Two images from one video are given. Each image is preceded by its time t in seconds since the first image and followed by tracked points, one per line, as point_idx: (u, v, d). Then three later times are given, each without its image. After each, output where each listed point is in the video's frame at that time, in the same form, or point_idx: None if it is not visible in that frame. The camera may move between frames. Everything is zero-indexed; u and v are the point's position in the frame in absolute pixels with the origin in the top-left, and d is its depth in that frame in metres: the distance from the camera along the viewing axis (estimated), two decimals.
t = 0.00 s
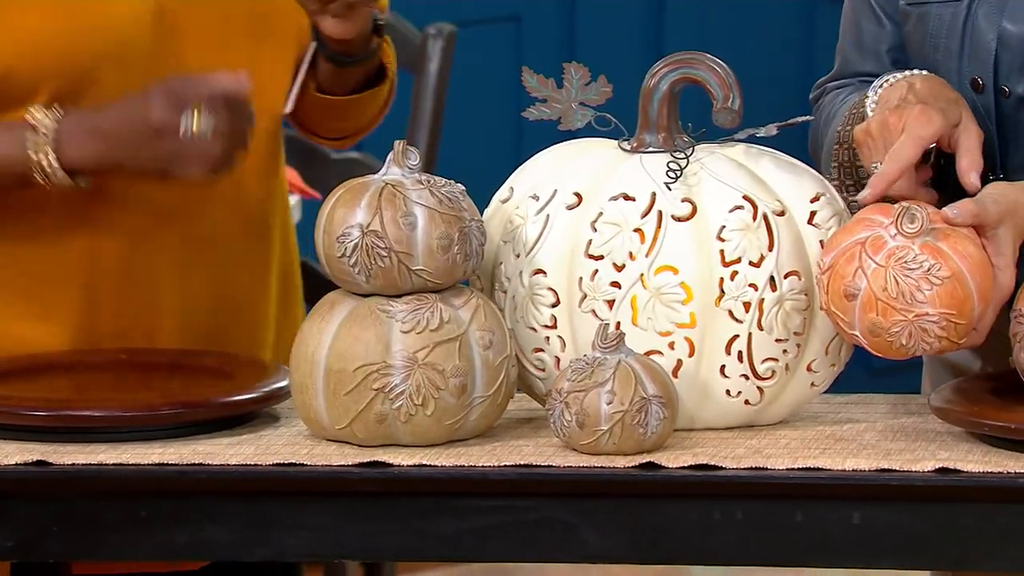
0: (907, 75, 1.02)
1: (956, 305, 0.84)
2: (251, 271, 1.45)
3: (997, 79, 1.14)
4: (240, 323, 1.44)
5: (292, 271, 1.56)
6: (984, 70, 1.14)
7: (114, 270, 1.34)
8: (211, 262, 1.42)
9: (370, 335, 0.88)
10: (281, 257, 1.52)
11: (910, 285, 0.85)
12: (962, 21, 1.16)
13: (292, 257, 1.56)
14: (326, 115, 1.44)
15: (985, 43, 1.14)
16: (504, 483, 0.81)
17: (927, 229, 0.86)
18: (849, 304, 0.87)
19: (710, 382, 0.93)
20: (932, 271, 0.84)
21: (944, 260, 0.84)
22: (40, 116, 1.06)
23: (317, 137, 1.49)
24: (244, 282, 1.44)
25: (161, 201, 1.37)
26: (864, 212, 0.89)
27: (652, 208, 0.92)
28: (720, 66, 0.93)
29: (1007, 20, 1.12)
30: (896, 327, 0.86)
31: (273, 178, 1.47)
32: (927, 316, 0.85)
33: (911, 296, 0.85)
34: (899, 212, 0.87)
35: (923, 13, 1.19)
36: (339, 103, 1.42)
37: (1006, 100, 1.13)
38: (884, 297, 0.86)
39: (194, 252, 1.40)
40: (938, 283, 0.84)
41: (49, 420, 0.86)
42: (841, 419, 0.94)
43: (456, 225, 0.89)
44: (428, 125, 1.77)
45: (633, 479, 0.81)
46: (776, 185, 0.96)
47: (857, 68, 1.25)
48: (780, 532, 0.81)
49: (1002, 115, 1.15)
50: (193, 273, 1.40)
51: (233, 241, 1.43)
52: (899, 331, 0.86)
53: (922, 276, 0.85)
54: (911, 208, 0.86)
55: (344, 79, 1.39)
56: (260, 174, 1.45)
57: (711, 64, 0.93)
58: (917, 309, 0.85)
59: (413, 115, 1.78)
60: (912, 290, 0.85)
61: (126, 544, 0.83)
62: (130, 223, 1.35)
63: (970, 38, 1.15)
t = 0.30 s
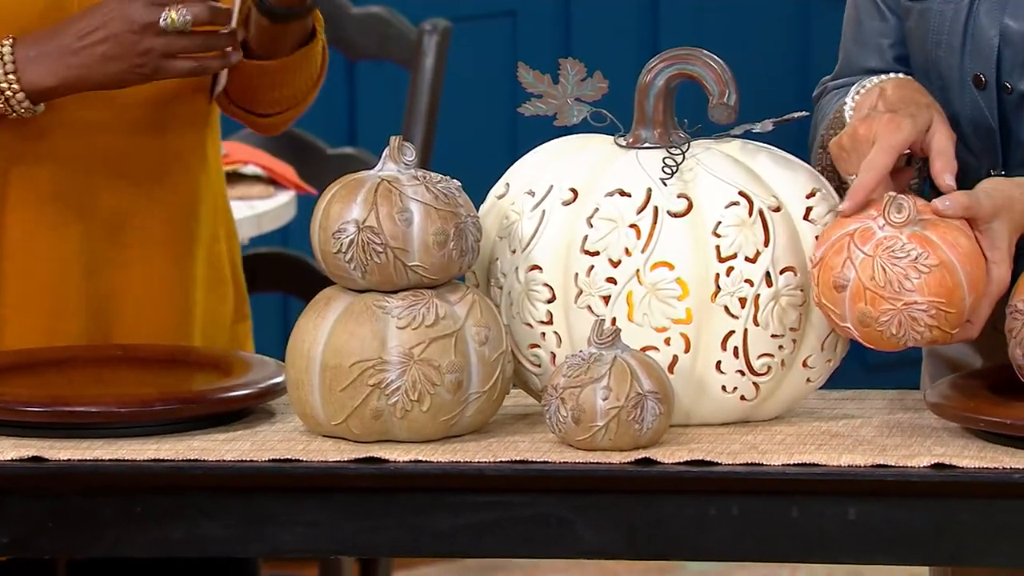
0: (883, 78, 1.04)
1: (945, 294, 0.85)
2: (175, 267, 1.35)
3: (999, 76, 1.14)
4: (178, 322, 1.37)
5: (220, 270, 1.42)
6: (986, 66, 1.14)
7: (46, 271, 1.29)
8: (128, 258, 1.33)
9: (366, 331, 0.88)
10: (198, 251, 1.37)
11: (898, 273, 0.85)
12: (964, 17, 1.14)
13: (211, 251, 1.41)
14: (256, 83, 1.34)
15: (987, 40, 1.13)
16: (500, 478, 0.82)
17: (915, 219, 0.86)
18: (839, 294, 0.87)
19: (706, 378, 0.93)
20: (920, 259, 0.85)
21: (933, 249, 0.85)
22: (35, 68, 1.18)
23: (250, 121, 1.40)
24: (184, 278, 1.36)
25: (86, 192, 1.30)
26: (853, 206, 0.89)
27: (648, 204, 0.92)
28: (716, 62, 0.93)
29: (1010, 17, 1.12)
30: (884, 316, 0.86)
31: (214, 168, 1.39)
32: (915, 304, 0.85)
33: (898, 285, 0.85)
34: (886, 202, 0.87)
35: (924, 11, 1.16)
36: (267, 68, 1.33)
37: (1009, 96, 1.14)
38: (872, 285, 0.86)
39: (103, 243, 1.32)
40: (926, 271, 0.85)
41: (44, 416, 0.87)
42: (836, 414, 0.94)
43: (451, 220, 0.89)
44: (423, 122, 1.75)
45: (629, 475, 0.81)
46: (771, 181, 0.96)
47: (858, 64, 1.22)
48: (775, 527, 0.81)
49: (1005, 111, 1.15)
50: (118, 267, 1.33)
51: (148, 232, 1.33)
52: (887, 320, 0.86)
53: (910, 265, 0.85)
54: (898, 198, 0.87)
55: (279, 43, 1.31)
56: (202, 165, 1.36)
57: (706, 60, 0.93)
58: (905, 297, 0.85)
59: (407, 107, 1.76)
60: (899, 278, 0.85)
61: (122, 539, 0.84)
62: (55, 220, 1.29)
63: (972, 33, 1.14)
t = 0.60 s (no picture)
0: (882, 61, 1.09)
1: (950, 296, 0.85)
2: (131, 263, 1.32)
3: (994, 71, 1.15)
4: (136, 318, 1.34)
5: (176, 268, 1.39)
6: (982, 61, 1.15)
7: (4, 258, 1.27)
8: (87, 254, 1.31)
9: (365, 328, 0.88)
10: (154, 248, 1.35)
11: (905, 274, 0.85)
12: (960, 13, 1.17)
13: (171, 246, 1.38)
14: (218, 47, 1.25)
15: (982, 32, 1.16)
16: (499, 473, 0.81)
17: (923, 220, 0.86)
18: (843, 293, 0.87)
19: (705, 373, 0.93)
20: (927, 261, 0.85)
21: (940, 250, 0.85)
22: (29, 45, 1.17)
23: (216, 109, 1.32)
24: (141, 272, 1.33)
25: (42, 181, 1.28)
26: (862, 203, 0.89)
27: (647, 200, 0.92)
28: (715, 58, 0.93)
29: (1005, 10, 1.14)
30: (889, 317, 0.86)
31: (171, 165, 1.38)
32: (920, 306, 0.85)
33: (905, 285, 0.85)
34: (895, 203, 0.86)
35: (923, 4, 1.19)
36: (234, 25, 1.23)
37: (1002, 90, 1.15)
38: (879, 286, 0.86)
39: (59, 238, 1.30)
40: (933, 273, 0.84)
41: (43, 411, 0.87)
42: (835, 410, 0.94)
43: (450, 216, 0.89)
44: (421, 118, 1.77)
45: (628, 471, 0.81)
46: (770, 177, 0.96)
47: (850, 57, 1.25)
48: (774, 523, 0.81)
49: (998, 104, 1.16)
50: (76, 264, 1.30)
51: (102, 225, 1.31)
52: (892, 321, 0.86)
53: (917, 266, 0.85)
54: (907, 199, 0.86)
55: None
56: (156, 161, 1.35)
57: (705, 56, 0.93)
58: (911, 298, 0.85)
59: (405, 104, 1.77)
60: (906, 279, 0.85)
61: (120, 535, 0.84)
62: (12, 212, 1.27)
63: (968, 28, 1.17)
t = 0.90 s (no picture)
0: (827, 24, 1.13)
1: (944, 294, 0.84)
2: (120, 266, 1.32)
3: (990, 64, 1.15)
4: (120, 322, 1.33)
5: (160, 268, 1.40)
6: (978, 54, 1.16)
7: None
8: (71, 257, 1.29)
9: (365, 324, 0.88)
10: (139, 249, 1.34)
11: (897, 273, 0.85)
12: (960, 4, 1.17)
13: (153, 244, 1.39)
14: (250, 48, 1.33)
15: (980, 25, 1.15)
16: (499, 470, 0.81)
17: (915, 218, 0.86)
18: (836, 293, 0.88)
19: (704, 371, 0.93)
20: (920, 260, 0.84)
21: (932, 249, 0.85)
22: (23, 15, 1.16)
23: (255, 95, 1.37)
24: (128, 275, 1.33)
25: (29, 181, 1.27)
26: (852, 203, 0.89)
27: (647, 197, 0.92)
28: (715, 56, 0.93)
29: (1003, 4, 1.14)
30: (883, 315, 0.86)
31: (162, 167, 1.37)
32: (914, 304, 0.85)
33: (898, 284, 0.85)
34: (887, 201, 0.87)
35: None
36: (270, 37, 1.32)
37: (998, 83, 1.15)
38: (871, 285, 0.86)
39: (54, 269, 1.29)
40: (925, 271, 0.84)
41: (42, 408, 0.87)
42: (834, 407, 0.94)
43: (450, 213, 0.89)
44: (421, 115, 1.77)
45: (628, 468, 0.81)
46: (769, 174, 0.96)
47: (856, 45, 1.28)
48: (774, 520, 0.81)
49: (993, 96, 1.16)
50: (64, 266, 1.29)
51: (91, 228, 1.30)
52: (886, 319, 0.86)
53: (910, 265, 0.85)
54: (899, 198, 0.86)
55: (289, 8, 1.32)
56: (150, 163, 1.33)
57: (705, 54, 0.93)
58: (904, 297, 0.85)
59: (405, 102, 1.77)
60: (899, 278, 0.85)
61: (120, 532, 0.84)
62: None
63: (966, 19, 1.17)
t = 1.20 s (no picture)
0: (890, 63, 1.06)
1: (939, 294, 0.85)
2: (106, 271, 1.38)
3: (992, 65, 1.15)
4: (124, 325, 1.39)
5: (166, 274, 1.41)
6: (981, 55, 1.15)
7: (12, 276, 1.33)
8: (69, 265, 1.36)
9: (364, 322, 0.88)
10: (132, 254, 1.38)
11: (891, 275, 0.86)
12: (961, 7, 1.16)
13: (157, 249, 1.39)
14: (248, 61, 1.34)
15: (983, 27, 1.14)
16: (498, 468, 0.82)
17: (904, 223, 0.87)
18: (833, 301, 0.88)
19: (702, 369, 0.93)
20: (913, 261, 0.85)
21: (925, 251, 0.85)
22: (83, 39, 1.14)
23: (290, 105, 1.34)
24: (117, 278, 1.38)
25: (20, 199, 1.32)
26: (842, 215, 0.89)
27: (645, 196, 0.92)
28: (713, 55, 0.94)
29: (1004, 8, 1.13)
30: (881, 318, 0.86)
31: (163, 172, 1.38)
32: (910, 305, 0.85)
33: (892, 286, 0.86)
34: (875, 208, 0.87)
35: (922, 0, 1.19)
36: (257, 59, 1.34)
37: (1000, 86, 1.16)
38: (867, 289, 0.86)
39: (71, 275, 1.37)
40: (919, 272, 0.85)
41: (44, 407, 0.87)
42: (832, 406, 0.94)
43: (449, 213, 0.89)
44: (420, 115, 1.77)
45: (626, 466, 0.81)
46: (767, 173, 0.96)
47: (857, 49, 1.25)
48: (772, 517, 0.82)
49: (995, 99, 1.17)
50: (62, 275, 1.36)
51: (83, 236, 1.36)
52: (884, 322, 0.86)
53: (903, 266, 0.85)
54: (888, 203, 0.87)
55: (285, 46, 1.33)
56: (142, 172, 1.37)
57: (704, 53, 0.94)
58: (900, 299, 0.85)
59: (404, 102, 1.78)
60: (893, 279, 0.86)
61: (120, 529, 0.84)
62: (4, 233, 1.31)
63: (968, 23, 1.16)
